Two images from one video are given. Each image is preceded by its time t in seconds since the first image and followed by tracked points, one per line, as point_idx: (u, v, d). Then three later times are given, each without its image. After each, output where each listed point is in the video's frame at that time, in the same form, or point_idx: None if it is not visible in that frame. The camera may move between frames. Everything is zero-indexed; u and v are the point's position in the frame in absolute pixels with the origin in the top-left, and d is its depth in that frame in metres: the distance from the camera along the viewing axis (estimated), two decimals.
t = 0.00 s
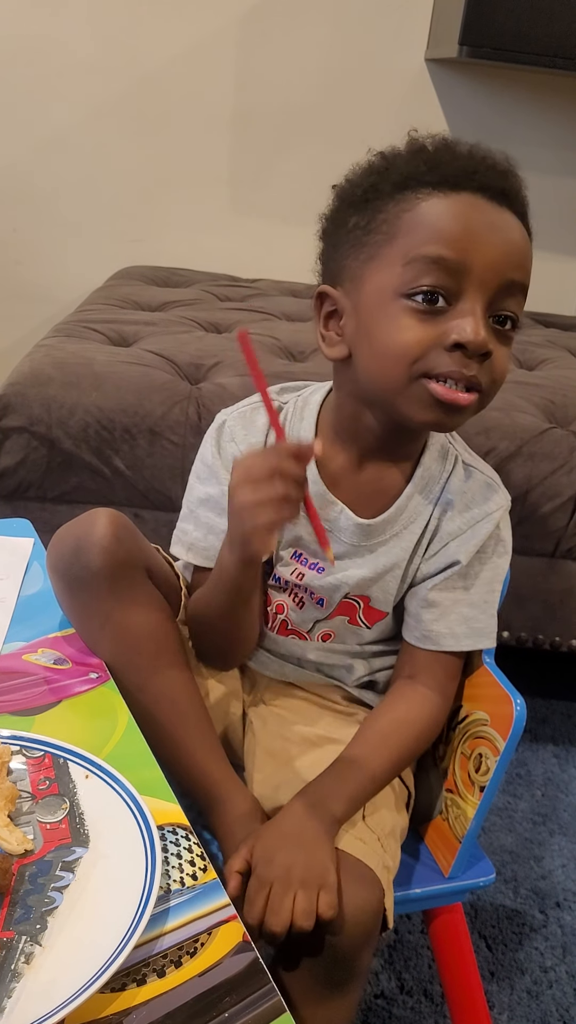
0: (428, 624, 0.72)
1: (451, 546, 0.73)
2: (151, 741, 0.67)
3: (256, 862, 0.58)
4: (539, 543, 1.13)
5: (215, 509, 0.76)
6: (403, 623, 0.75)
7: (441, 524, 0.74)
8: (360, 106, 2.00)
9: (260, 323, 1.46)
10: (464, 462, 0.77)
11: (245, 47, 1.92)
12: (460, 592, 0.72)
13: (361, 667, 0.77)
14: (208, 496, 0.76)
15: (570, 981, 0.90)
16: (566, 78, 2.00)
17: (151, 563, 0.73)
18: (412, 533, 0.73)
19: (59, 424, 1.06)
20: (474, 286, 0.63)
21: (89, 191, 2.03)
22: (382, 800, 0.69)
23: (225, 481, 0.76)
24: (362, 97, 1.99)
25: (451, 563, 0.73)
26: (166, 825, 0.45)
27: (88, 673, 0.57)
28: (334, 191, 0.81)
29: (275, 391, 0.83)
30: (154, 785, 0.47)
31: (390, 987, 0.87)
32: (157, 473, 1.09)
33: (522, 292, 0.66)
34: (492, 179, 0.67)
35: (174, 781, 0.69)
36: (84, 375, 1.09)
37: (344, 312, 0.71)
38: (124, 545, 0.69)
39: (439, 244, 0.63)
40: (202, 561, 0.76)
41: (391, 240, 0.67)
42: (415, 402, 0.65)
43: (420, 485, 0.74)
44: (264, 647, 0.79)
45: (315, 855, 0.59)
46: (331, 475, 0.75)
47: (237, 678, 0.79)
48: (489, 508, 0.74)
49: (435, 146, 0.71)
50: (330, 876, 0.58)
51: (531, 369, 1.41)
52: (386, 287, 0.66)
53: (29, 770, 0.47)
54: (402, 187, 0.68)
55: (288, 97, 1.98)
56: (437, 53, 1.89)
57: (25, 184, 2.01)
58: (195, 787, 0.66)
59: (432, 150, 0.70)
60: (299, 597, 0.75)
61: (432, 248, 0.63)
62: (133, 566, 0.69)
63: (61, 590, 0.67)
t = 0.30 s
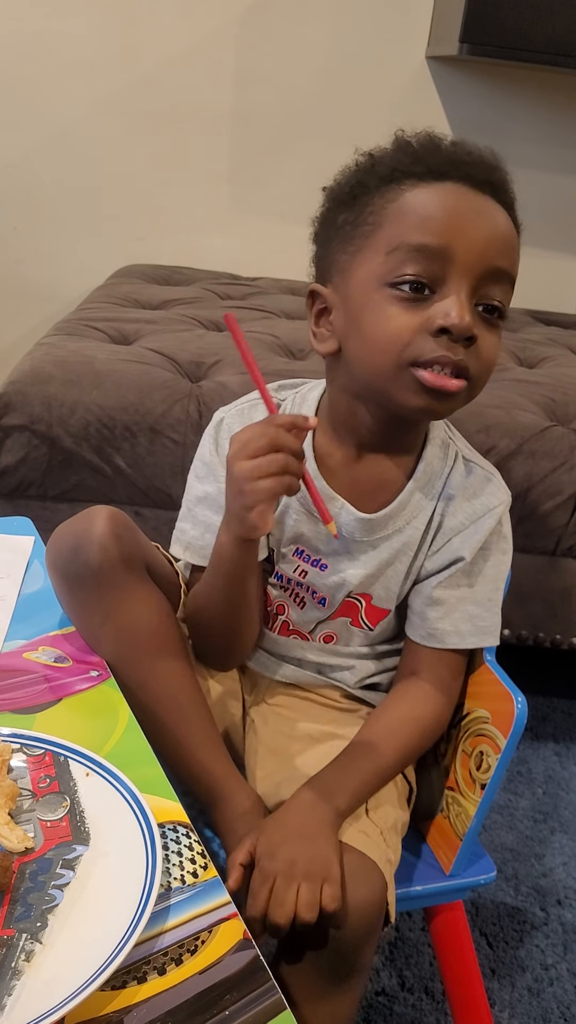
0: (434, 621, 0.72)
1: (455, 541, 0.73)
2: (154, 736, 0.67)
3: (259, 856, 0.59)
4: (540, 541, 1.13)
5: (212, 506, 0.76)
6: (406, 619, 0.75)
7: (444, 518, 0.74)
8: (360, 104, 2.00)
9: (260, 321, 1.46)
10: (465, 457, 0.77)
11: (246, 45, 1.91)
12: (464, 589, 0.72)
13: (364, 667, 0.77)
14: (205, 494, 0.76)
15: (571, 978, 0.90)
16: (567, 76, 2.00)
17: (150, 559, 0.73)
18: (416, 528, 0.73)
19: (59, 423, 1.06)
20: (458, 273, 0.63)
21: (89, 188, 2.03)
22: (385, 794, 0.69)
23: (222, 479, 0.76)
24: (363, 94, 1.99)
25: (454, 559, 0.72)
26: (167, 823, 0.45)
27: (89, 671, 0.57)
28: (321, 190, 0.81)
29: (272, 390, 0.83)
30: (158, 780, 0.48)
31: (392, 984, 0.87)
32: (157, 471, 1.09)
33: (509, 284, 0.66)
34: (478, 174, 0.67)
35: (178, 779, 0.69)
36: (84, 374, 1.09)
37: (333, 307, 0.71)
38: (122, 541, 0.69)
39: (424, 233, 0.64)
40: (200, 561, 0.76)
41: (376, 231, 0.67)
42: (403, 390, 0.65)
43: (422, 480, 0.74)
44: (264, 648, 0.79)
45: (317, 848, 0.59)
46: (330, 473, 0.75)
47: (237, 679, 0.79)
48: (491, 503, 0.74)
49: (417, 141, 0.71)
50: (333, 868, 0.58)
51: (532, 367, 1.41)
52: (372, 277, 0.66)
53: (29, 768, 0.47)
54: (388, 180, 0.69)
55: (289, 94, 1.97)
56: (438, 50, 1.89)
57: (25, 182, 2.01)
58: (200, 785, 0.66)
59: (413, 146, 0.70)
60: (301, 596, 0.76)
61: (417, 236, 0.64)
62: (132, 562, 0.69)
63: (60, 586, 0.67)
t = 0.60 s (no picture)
0: (430, 611, 0.72)
1: (451, 532, 0.72)
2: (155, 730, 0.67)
3: (251, 847, 0.59)
4: (541, 539, 1.13)
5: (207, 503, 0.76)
6: (405, 611, 0.75)
7: (440, 511, 0.73)
8: (361, 102, 1.99)
9: (261, 319, 1.45)
10: (460, 449, 0.76)
11: (246, 43, 1.91)
12: (460, 579, 0.71)
13: (363, 659, 0.76)
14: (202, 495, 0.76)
15: (573, 976, 0.90)
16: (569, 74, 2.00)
17: (151, 555, 0.73)
18: (412, 521, 0.73)
19: (61, 420, 1.06)
20: (433, 277, 0.63)
21: (90, 186, 2.03)
22: (381, 789, 0.68)
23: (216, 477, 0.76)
24: (364, 92, 1.98)
25: (449, 550, 0.72)
26: (168, 820, 0.45)
27: (90, 668, 0.57)
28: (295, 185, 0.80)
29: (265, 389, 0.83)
30: (161, 779, 0.48)
31: (392, 982, 0.87)
32: (158, 469, 1.08)
33: (488, 281, 0.66)
34: (450, 165, 0.66)
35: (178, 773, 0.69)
36: (85, 372, 1.09)
37: (314, 312, 0.71)
38: (123, 537, 0.69)
39: (394, 240, 0.63)
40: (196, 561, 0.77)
41: (350, 237, 0.67)
42: (386, 398, 0.66)
43: (412, 484, 0.73)
44: (263, 643, 0.79)
45: (312, 842, 0.59)
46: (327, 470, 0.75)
47: (238, 675, 0.79)
48: (487, 493, 0.73)
49: (389, 133, 0.70)
50: (325, 861, 0.58)
51: (533, 365, 1.40)
52: (348, 285, 0.67)
53: (30, 765, 0.47)
54: (360, 180, 0.68)
55: (289, 92, 1.97)
56: (440, 47, 1.89)
57: (26, 180, 2.01)
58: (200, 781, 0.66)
59: (387, 139, 0.69)
60: (300, 592, 0.76)
61: (389, 245, 0.63)
62: (131, 557, 0.69)
63: (59, 582, 0.67)
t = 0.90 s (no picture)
0: (426, 610, 0.71)
1: (446, 531, 0.72)
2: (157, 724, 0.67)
3: (252, 841, 0.59)
4: (540, 539, 1.13)
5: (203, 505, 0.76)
6: (401, 610, 0.75)
7: (435, 512, 0.73)
8: (361, 101, 1.99)
9: (261, 318, 1.45)
10: (455, 447, 0.76)
11: (246, 43, 1.91)
12: (456, 578, 0.71)
13: (362, 654, 0.76)
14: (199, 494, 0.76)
15: (572, 975, 0.90)
16: (569, 73, 2.00)
17: (145, 549, 0.72)
18: (407, 522, 0.73)
19: (60, 420, 1.06)
20: (422, 291, 0.63)
21: (89, 186, 2.03)
22: (381, 784, 0.69)
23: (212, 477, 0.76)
24: (363, 92, 1.98)
25: (445, 549, 0.72)
26: (167, 820, 0.45)
27: (89, 668, 0.57)
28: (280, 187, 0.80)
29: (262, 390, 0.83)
30: (159, 778, 0.48)
31: (392, 982, 0.87)
32: (158, 468, 1.09)
33: (476, 284, 0.66)
34: (431, 170, 0.66)
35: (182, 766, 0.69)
36: (84, 372, 1.09)
37: (303, 322, 0.72)
38: (118, 531, 0.69)
39: (379, 254, 0.63)
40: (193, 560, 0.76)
41: (335, 249, 0.67)
42: (381, 410, 0.66)
43: (404, 491, 0.73)
44: (261, 640, 0.78)
45: (311, 840, 0.59)
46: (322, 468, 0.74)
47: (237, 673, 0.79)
48: (482, 491, 0.73)
49: (366, 136, 0.70)
50: (326, 858, 0.58)
51: (532, 365, 1.40)
52: (336, 300, 0.67)
53: (30, 765, 0.47)
54: (340, 189, 0.68)
55: (289, 91, 1.97)
56: (440, 47, 1.88)
57: (25, 180, 2.01)
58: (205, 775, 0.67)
59: (364, 143, 0.69)
60: (297, 591, 0.76)
61: (375, 259, 0.64)
62: (128, 551, 0.68)
63: (57, 579, 0.67)
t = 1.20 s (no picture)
0: (423, 616, 0.71)
1: (443, 538, 0.72)
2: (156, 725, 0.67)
3: (249, 864, 0.59)
4: (538, 543, 1.12)
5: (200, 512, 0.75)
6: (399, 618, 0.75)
7: (432, 520, 0.73)
8: (359, 103, 1.99)
9: (258, 322, 1.45)
10: (452, 454, 0.76)
11: (244, 45, 1.91)
12: (453, 584, 0.71)
13: (357, 663, 0.76)
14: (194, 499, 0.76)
15: (570, 980, 0.90)
16: (568, 75, 1.99)
17: (137, 552, 0.73)
18: (403, 529, 0.74)
19: (58, 425, 1.06)
20: (416, 301, 0.63)
21: (88, 190, 2.03)
22: (377, 802, 0.68)
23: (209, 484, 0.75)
24: (361, 94, 1.98)
25: (443, 555, 0.71)
26: (162, 829, 0.45)
27: (85, 676, 0.57)
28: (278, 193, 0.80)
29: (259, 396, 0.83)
30: (155, 787, 0.48)
31: (390, 987, 0.87)
32: (155, 473, 1.09)
33: (473, 296, 0.66)
34: (430, 181, 0.65)
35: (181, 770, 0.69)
36: (82, 377, 1.09)
37: (300, 329, 0.72)
38: (109, 533, 0.69)
39: (375, 265, 0.63)
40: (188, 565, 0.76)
41: (331, 259, 0.67)
42: (372, 421, 0.67)
43: (399, 499, 0.73)
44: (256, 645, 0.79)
45: (309, 868, 0.59)
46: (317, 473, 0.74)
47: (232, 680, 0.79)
48: (480, 499, 0.72)
49: (364, 145, 0.70)
50: (320, 891, 0.58)
51: (530, 368, 1.40)
52: (333, 310, 0.67)
53: (25, 774, 0.46)
54: (339, 198, 0.68)
55: (286, 94, 1.97)
56: (437, 49, 1.88)
57: (23, 183, 2.01)
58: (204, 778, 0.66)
59: (363, 152, 0.69)
60: (294, 597, 0.76)
61: (370, 270, 0.63)
62: (120, 553, 0.68)
63: (49, 585, 0.67)
